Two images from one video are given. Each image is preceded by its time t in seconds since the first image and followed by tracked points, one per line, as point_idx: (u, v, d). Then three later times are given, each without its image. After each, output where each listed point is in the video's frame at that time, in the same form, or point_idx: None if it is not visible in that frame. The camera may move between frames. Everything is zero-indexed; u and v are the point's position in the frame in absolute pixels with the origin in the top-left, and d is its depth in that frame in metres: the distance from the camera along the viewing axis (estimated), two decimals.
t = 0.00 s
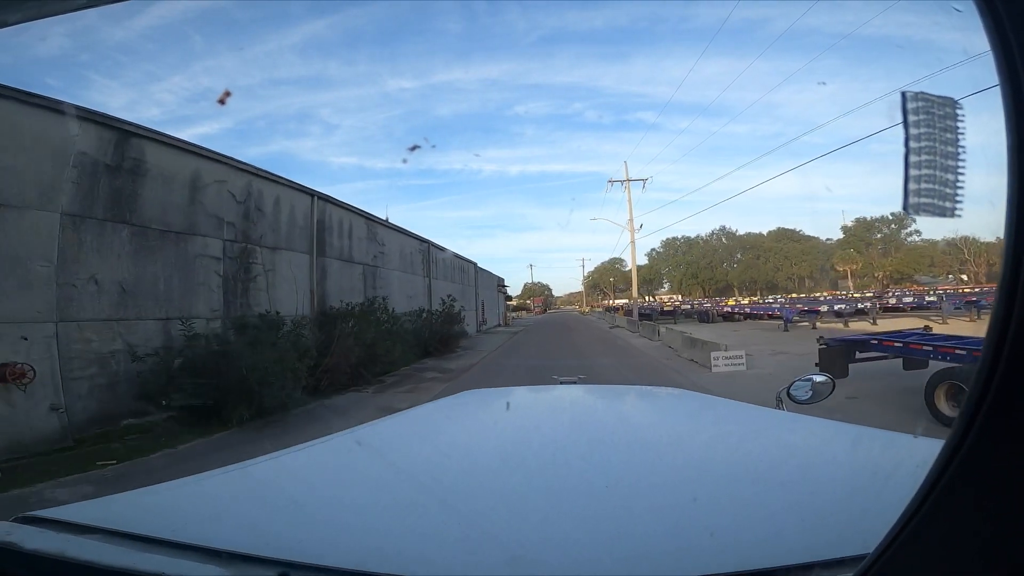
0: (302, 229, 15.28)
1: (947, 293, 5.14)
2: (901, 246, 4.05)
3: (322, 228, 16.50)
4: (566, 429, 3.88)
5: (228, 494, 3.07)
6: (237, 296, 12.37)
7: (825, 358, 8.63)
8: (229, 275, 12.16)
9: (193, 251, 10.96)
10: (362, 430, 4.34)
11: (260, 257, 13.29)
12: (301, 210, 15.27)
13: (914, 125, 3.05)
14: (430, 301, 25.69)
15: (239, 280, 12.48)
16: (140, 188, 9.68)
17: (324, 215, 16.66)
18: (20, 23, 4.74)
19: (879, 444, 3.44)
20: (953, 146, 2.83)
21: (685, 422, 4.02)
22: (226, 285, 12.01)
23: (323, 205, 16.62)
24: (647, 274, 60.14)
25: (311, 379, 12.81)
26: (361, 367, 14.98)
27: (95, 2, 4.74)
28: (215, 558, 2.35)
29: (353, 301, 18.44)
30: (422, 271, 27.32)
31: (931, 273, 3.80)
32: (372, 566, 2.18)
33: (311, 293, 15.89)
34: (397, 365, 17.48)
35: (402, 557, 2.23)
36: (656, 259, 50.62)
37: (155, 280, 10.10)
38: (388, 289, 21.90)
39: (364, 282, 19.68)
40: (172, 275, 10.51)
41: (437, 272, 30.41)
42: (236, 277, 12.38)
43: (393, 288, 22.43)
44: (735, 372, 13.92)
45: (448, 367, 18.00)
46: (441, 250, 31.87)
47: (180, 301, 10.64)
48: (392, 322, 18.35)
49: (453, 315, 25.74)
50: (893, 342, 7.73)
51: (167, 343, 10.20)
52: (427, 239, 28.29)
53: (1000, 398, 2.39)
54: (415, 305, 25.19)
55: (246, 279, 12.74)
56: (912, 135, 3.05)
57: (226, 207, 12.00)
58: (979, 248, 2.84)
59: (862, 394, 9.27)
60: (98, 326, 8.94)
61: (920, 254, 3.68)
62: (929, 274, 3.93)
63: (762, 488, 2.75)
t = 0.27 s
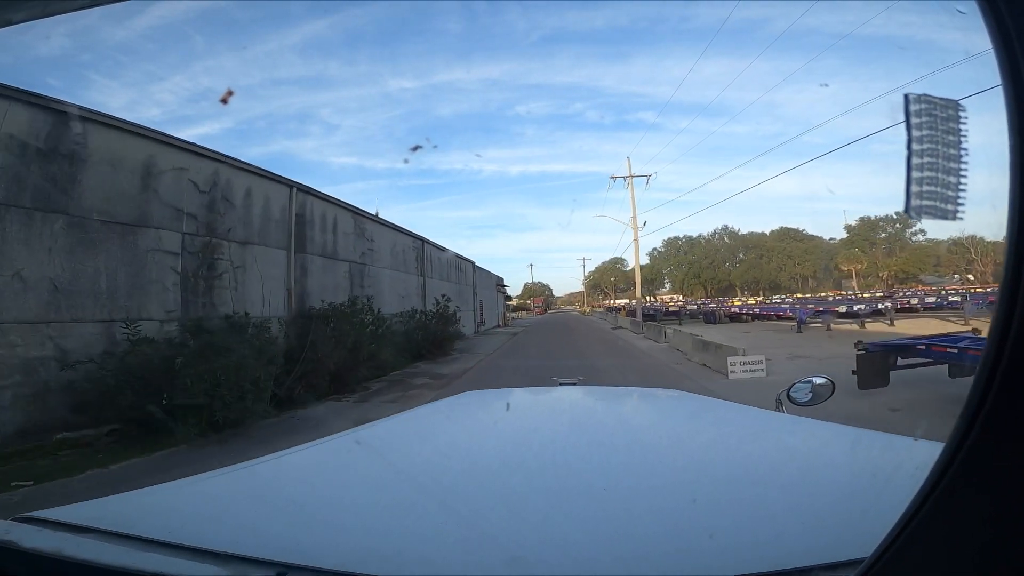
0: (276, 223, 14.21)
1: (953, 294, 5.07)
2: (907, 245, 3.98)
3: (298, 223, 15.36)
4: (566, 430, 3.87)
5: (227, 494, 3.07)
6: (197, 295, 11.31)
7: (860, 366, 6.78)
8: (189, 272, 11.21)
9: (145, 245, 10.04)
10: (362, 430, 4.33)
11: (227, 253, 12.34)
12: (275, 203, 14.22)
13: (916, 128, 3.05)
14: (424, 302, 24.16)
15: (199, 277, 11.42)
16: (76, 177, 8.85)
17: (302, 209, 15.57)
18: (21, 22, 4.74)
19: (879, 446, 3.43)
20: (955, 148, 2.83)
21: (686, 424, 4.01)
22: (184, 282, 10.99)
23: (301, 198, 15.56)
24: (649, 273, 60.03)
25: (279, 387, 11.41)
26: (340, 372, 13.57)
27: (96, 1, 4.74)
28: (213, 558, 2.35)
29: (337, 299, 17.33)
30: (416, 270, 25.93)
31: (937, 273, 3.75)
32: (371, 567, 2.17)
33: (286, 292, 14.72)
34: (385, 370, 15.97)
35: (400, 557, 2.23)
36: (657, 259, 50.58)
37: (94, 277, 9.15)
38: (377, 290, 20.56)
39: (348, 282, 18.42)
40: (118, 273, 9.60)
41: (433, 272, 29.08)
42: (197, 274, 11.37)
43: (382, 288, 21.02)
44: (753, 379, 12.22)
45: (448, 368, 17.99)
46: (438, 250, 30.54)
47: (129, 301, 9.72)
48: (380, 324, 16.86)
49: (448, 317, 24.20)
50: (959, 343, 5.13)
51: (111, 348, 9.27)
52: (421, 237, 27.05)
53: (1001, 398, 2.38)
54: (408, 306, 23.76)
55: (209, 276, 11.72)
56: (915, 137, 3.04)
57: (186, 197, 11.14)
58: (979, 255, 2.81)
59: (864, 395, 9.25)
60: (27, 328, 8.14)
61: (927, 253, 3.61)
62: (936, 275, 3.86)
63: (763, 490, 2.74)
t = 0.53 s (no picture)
0: (247, 215, 12.90)
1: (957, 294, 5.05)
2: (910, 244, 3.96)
3: (274, 215, 13.98)
4: (566, 431, 3.87)
5: (226, 493, 3.07)
6: (147, 295, 10.05)
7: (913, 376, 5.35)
8: (139, 269, 9.98)
9: (80, 238, 8.99)
10: (363, 430, 4.33)
11: (185, 247, 11.01)
12: (247, 193, 12.89)
13: (918, 128, 3.05)
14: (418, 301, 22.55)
15: (149, 274, 10.15)
16: None
17: (279, 200, 14.17)
18: (23, 22, 4.74)
19: (880, 447, 3.43)
20: (956, 149, 2.83)
21: (686, 425, 4.01)
22: (132, 280, 9.80)
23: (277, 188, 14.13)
24: (650, 273, 59.92)
25: (232, 401, 10.05)
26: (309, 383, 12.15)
27: (98, 2, 4.74)
28: (214, 557, 2.35)
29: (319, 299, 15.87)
30: (411, 268, 24.57)
31: (941, 273, 3.73)
32: (372, 567, 2.17)
33: (258, 291, 13.39)
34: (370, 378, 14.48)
35: (401, 557, 2.23)
36: (659, 259, 50.57)
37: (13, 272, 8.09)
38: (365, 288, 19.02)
39: (332, 280, 16.97)
40: (47, 268, 8.55)
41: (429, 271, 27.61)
42: (148, 271, 10.13)
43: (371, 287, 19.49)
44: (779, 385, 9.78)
45: (449, 368, 18.00)
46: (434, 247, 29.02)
47: (63, 300, 8.69)
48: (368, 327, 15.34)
49: (444, 318, 22.55)
50: None
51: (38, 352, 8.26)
52: (414, 234, 24.86)
53: (1002, 397, 2.38)
54: (400, 306, 22.22)
55: (163, 274, 10.47)
56: (916, 138, 3.03)
57: (137, 186, 9.99)
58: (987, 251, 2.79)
59: (865, 396, 9.23)
60: None
61: (931, 253, 3.58)
62: (941, 274, 3.83)
63: (762, 491, 2.74)
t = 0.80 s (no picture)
0: (213, 206, 10.93)
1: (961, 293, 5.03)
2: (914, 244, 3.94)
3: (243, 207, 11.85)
4: (567, 429, 3.88)
5: (229, 492, 3.08)
6: (83, 297, 8.12)
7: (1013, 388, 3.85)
8: (73, 266, 8.09)
9: None
10: (364, 429, 4.34)
11: (133, 242, 9.05)
12: (213, 182, 10.93)
13: (918, 126, 3.05)
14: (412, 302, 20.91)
15: (83, 270, 8.18)
16: None
17: (250, 190, 12.07)
18: (25, 22, 4.74)
19: (881, 445, 3.44)
20: (957, 147, 2.84)
21: (687, 423, 4.01)
22: (64, 278, 7.91)
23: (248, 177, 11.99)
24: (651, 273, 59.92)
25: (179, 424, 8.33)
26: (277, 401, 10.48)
27: (100, 1, 4.74)
28: (216, 556, 2.36)
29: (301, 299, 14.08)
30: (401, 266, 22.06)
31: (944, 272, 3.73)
32: (375, 565, 2.18)
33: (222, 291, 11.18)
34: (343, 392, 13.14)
35: (403, 555, 2.23)
36: (660, 259, 50.54)
37: None
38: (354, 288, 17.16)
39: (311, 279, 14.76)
40: None
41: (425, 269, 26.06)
42: (85, 268, 8.22)
43: (361, 286, 17.68)
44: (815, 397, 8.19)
45: (450, 368, 18.01)
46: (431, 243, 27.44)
47: None
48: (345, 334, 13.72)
49: (439, 319, 20.83)
50: None
51: None
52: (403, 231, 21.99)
53: (1002, 395, 2.38)
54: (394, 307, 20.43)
55: (104, 270, 8.51)
56: (916, 136, 3.04)
57: (74, 170, 8.19)
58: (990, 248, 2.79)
59: (866, 396, 9.22)
60: None
61: (935, 252, 3.56)
62: (946, 273, 3.81)
63: (762, 489, 2.74)
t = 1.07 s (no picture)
0: (168, 195, 10.01)
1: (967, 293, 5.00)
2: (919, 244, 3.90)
3: (203, 196, 10.88)
4: (569, 429, 3.87)
5: (230, 494, 3.07)
6: None
7: None
8: None
9: None
10: (367, 430, 4.33)
11: (62, 233, 8.15)
12: (164, 168, 9.94)
13: (918, 123, 3.04)
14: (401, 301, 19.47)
15: None
16: None
17: (212, 177, 11.08)
18: (27, 23, 4.73)
19: (884, 445, 3.43)
20: (958, 144, 2.85)
21: (689, 424, 4.01)
22: None
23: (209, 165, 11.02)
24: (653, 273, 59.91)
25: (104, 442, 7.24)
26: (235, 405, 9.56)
27: (102, 3, 4.74)
28: (219, 558, 2.35)
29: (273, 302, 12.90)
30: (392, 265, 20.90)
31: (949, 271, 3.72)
32: (377, 567, 2.17)
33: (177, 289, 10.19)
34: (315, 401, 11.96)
35: (405, 557, 2.23)
36: (661, 258, 50.52)
37: None
38: (335, 286, 15.84)
39: (287, 276, 13.54)
40: None
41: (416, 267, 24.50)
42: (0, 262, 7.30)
43: (343, 284, 16.33)
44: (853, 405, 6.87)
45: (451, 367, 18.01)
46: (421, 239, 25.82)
47: None
48: (316, 337, 12.33)
49: (429, 320, 19.31)
50: None
51: None
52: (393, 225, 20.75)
53: (1008, 395, 2.38)
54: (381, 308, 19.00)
55: (26, 265, 7.60)
56: (916, 134, 3.04)
57: None
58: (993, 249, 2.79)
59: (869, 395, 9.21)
60: None
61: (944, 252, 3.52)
62: (953, 273, 3.77)
63: (765, 490, 2.74)
